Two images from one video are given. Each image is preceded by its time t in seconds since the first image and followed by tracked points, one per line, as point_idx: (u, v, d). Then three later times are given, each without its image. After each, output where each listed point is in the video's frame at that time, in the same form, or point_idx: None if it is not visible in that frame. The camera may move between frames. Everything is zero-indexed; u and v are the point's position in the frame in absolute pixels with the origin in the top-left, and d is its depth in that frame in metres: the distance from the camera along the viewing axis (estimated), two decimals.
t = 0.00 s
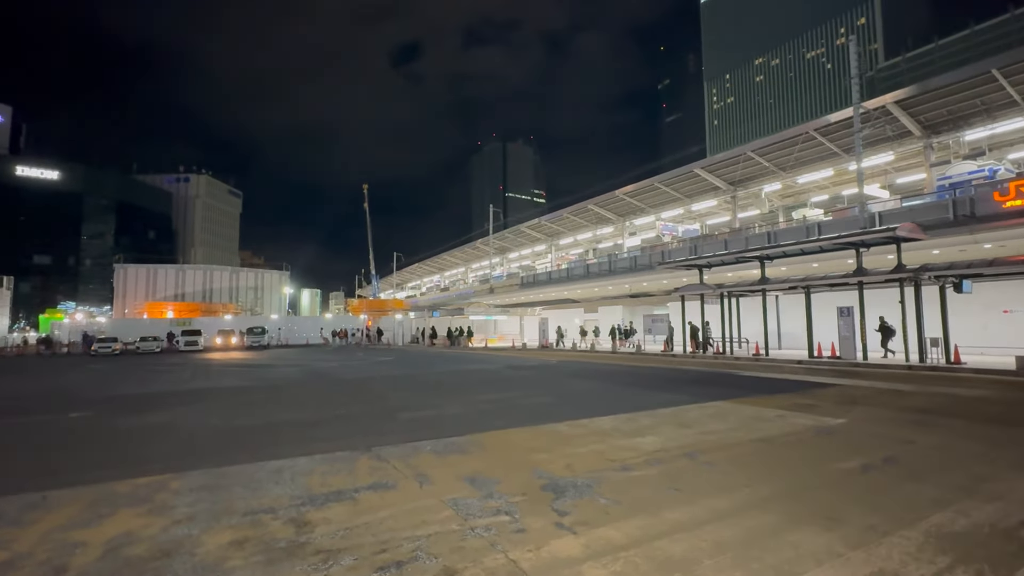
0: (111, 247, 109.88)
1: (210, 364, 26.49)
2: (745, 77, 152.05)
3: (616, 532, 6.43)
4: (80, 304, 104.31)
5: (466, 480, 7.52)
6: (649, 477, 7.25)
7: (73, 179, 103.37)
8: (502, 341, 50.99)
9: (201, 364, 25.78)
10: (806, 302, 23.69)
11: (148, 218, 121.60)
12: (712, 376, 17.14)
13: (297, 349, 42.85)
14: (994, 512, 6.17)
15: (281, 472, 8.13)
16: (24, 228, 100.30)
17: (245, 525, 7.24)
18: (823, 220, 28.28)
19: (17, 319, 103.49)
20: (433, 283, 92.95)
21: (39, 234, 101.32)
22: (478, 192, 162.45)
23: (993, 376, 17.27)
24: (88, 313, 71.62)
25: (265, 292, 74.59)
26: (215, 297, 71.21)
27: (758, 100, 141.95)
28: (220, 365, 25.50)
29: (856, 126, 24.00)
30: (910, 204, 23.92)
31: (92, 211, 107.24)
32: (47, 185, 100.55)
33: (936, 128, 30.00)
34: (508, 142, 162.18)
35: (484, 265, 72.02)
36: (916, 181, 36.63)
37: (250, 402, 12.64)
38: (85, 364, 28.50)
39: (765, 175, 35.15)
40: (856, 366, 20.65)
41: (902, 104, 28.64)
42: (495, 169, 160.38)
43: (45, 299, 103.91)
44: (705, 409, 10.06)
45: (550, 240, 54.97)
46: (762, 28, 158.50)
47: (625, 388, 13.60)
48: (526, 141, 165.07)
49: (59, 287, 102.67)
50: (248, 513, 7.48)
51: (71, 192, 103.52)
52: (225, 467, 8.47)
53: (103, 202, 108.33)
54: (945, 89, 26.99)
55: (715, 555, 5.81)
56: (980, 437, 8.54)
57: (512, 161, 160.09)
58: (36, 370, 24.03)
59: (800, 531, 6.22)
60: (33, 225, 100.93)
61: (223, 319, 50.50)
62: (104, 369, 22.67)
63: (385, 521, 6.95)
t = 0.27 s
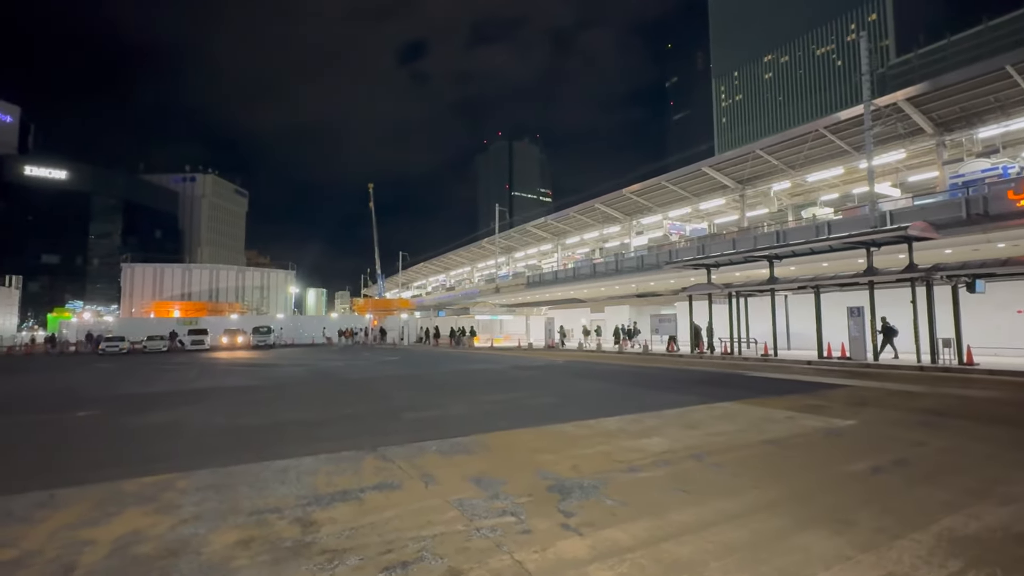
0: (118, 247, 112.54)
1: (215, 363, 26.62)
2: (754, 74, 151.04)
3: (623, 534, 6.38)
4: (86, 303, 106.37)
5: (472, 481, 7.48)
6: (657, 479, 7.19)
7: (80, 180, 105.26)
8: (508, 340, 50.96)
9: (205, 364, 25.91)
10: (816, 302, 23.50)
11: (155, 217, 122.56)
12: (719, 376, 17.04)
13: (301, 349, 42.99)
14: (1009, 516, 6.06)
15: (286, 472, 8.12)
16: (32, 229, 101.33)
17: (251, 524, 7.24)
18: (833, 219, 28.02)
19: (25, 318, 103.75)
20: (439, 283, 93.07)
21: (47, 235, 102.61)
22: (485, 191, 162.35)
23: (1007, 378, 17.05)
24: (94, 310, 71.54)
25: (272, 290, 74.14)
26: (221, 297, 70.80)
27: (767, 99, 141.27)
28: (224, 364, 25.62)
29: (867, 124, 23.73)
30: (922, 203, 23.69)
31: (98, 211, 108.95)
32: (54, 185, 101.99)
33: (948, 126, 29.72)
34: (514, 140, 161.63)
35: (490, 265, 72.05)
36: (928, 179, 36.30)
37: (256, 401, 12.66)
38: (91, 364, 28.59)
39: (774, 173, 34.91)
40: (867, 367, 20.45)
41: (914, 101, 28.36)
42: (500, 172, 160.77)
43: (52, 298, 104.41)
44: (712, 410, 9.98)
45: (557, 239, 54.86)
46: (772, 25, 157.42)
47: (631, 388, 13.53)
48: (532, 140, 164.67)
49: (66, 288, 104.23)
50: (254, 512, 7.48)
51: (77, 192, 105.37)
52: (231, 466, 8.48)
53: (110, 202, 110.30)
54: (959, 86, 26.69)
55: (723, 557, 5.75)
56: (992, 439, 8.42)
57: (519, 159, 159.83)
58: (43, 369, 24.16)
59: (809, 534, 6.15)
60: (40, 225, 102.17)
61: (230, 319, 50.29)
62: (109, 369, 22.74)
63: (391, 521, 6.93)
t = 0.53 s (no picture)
0: (127, 244, 108.88)
1: (219, 360, 26.81)
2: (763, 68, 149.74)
3: (629, 531, 6.38)
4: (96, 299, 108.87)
5: (478, 478, 7.48)
6: (663, 476, 7.17)
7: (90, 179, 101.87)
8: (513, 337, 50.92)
9: (208, 361, 26.06)
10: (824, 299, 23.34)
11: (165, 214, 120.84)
12: (725, 374, 16.96)
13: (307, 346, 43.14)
14: (1018, 515, 6.02)
15: (293, 468, 8.16)
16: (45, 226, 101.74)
17: (259, 519, 7.29)
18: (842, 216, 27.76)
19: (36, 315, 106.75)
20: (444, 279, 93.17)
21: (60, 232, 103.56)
22: (491, 187, 162.02)
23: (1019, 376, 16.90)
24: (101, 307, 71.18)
25: (278, 288, 73.36)
26: (228, 295, 70.09)
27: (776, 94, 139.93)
28: (228, 361, 25.76)
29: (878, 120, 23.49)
30: (933, 199, 23.54)
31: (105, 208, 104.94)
32: (64, 183, 99.89)
33: (960, 120, 29.43)
34: (518, 137, 158.91)
35: (496, 262, 71.99)
36: (939, 175, 35.97)
37: (264, 398, 12.72)
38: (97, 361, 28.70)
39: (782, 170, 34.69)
40: (876, 365, 20.30)
41: (925, 96, 28.08)
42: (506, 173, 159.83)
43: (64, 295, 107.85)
44: (719, 407, 9.96)
45: (562, 236, 54.72)
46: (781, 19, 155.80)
47: (636, 386, 13.50)
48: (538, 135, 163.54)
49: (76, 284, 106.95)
50: (262, 508, 7.52)
51: (86, 189, 102.06)
52: (239, 461, 8.53)
53: (117, 199, 105.17)
54: (971, 80, 26.40)
55: (730, 555, 5.73)
56: (1001, 438, 8.37)
57: (524, 156, 157.70)
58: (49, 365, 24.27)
59: (817, 532, 6.12)
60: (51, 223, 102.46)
61: (237, 316, 50.63)
62: (114, 366, 22.82)
63: (398, 517, 6.95)
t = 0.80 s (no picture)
0: (132, 242, 109.48)
1: (221, 360, 26.82)
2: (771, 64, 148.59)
3: (635, 531, 6.33)
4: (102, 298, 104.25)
5: (483, 477, 7.44)
6: (669, 476, 7.10)
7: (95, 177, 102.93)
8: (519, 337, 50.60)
9: (209, 360, 26.11)
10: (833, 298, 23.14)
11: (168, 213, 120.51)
12: (732, 374, 16.84)
13: (312, 345, 43.13)
14: None
15: (298, 466, 8.16)
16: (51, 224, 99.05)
17: (264, 517, 7.28)
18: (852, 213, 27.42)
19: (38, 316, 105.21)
20: (449, 278, 93.20)
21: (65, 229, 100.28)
22: (497, 185, 161.55)
23: None
24: (106, 306, 70.28)
25: (283, 286, 71.21)
26: (233, 293, 67.80)
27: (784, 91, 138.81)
28: (229, 360, 25.81)
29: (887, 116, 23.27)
30: (944, 196, 23.39)
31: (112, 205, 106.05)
32: (69, 181, 100.03)
33: (972, 117, 29.11)
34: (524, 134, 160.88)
35: (501, 261, 71.84)
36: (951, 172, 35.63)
37: (269, 397, 12.72)
38: (100, 360, 28.64)
39: (790, 167, 34.51)
40: (887, 365, 20.10)
41: (936, 91, 27.83)
42: (509, 172, 159.43)
43: (70, 296, 102.62)
44: (726, 406, 9.90)
45: (568, 235, 54.53)
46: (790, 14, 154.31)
47: (641, 386, 13.42)
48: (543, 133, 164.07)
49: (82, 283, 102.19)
50: (267, 506, 7.53)
51: (93, 187, 102.96)
52: (244, 460, 8.53)
53: (123, 198, 107.52)
54: (982, 76, 26.13)
55: (737, 555, 5.69)
56: (1012, 438, 8.27)
57: (529, 154, 159.75)
58: (52, 365, 24.23)
59: (825, 533, 6.06)
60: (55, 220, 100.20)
61: (243, 314, 50.63)
62: (117, 365, 22.78)
63: (402, 516, 6.92)
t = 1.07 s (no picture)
0: (130, 240, 109.11)
1: (222, 359, 26.81)
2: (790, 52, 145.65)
3: (648, 538, 6.07)
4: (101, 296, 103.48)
5: (491, 481, 7.20)
6: (684, 481, 6.85)
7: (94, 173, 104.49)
8: (529, 336, 49.75)
9: (209, 359, 26.12)
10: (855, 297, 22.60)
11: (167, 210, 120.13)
12: (746, 375, 16.52)
13: (314, 345, 43.10)
14: None
15: (301, 469, 7.95)
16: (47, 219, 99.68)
17: (266, 522, 7.07)
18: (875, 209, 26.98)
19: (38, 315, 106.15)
20: (455, 276, 92.66)
21: (59, 226, 100.60)
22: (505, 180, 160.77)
23: None
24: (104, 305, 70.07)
25: (285, 285, 70.20)
26: (233, 292, 66.82)
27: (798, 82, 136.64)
28: (230, 359, 25.82)
29: (914, 106, 22.81)
30: (973, 190, 22.93)
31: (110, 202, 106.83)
32: (69, 176, 102.17)
33: (1002, 106, 28.55)
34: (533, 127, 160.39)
35: (509, 258, 71.33)
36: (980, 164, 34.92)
37: (273, 397, 12.53)
38: (101, 360, 28.45)
39: (812, 159, 33.89)
40: (912, 367, 19.76)
41: (964, 80, 27.36)
42: (519, 163, 158.79)
43: (67, 292, 100.75)
44: (744, 409, 9.62)
45: (578, 231, 54.00)
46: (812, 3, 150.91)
47: (654, 387, 13.13)
48: (552, 126, 163.38)
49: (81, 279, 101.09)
50: (269, 510, 7.31)
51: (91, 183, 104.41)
52: (246, 462, 8.33)
53: (122, 194, 108.50)
54: (1013, 64, 25.60)
55: (756, 565, 5.43)
56: None
57: (537, 146, 158.62)
58: (53, 364, 24.10)
59: (846, 541, 5.79)
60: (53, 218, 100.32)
61: (244, 313, 50.35)
62: (121, 366, 22.59)
63: (408, 521, 6.69)
